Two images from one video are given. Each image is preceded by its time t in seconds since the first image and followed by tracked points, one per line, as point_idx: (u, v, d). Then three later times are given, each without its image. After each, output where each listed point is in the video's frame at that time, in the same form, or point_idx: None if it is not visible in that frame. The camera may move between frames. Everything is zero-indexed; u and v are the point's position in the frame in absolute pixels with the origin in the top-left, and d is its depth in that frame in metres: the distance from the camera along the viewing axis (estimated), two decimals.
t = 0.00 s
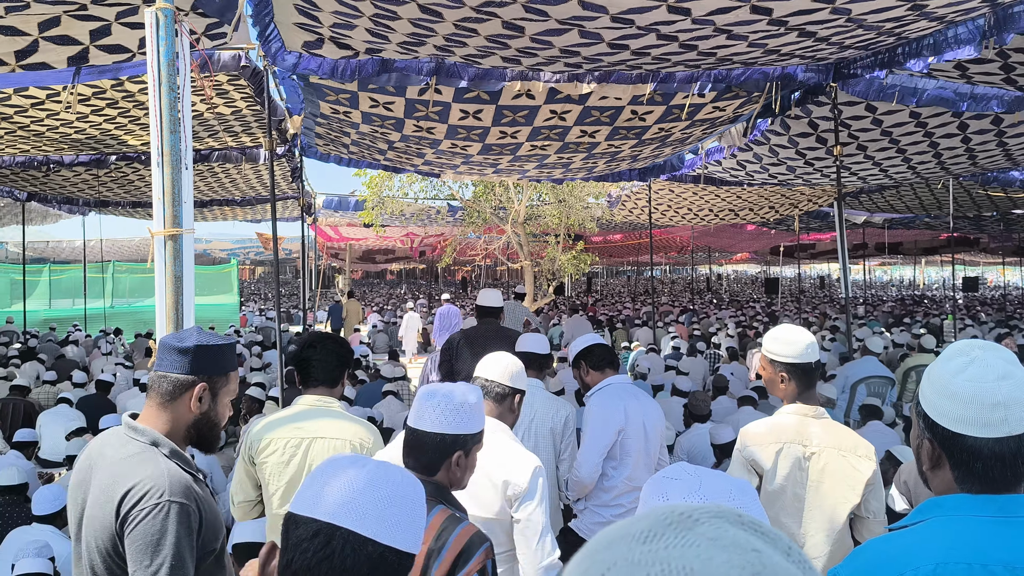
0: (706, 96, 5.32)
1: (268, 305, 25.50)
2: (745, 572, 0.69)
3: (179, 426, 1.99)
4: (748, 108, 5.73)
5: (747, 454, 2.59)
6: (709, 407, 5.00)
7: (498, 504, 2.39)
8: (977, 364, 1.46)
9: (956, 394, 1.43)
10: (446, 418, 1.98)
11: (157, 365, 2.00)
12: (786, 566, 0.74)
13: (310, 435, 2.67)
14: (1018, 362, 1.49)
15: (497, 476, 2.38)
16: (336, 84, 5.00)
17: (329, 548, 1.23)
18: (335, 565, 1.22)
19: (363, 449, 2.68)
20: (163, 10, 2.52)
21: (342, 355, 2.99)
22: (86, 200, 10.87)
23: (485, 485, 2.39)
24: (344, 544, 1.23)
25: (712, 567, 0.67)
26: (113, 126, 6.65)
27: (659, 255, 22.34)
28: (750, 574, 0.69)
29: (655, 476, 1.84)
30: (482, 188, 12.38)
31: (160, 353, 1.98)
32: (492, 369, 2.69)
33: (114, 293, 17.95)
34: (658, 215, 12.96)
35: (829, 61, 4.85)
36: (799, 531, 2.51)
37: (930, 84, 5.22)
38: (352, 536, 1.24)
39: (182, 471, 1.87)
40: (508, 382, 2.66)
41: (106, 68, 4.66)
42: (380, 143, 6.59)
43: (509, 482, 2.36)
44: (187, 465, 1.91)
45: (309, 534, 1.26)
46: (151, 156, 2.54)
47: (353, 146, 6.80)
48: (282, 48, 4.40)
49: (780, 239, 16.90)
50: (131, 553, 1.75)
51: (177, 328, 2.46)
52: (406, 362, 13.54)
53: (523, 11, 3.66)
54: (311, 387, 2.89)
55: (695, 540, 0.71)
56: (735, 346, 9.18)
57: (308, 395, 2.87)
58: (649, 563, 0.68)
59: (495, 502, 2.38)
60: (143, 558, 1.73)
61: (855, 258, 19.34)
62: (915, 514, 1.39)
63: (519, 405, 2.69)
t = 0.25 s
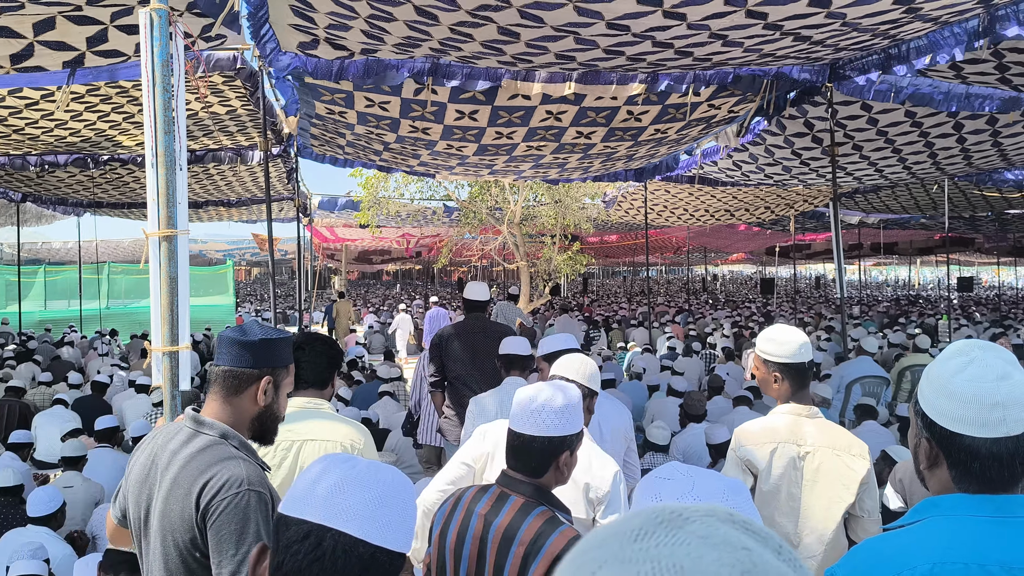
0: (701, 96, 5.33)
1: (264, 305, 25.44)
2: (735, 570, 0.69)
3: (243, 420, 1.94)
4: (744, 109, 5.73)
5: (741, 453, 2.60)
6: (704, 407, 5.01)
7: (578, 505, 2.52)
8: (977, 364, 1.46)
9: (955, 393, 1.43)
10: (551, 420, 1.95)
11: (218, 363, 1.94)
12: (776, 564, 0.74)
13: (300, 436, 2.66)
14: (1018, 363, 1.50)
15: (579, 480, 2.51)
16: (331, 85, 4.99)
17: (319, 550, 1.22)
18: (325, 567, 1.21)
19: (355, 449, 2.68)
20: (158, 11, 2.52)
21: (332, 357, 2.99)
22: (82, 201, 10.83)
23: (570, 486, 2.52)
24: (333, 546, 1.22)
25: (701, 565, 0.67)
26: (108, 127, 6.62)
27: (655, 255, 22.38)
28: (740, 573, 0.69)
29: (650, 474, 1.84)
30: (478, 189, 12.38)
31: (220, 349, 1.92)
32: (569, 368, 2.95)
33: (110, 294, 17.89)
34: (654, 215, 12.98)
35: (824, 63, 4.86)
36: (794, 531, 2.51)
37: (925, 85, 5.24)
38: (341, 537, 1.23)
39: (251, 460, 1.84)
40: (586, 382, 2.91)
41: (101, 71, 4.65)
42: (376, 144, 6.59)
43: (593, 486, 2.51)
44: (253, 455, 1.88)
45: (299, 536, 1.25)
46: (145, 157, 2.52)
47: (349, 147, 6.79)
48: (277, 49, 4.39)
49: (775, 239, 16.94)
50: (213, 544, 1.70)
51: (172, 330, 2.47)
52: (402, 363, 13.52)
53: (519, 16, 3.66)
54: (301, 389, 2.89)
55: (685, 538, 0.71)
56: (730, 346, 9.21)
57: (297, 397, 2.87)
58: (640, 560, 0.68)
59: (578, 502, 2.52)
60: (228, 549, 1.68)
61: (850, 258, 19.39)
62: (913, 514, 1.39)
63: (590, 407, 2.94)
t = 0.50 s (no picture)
0: (690, 98, 5.35)
1: (254, 307, 25.28)
2: (716, 566, 0.72)
3: (296, 422, 2.05)
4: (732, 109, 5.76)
5: (731, 454, 2.60)
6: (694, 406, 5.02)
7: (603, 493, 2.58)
8: (968, 365, 1.47)
9: (948, 393, 1.43)
10: (615, 407, 2.02)
11: (278, 366, 2.06)
12: (757, 561, 0.77)
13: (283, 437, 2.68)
14: (1010, 365, 1.51)
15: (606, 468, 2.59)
16: (321, 87, 4.97)
17: (300, 552, 1.21)
18: (306, 567, 1.19)
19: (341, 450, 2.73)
20: (144, 12, 2.48)
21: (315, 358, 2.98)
22: (69, 203, 10.71)
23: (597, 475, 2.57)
24: (315, 548, 1.21)
25: (681, 561, 0.71)
26: (96, 129, 6.55)
27: (645, 255, 22.43)
28: (720, 567, 0.73)
29: (641, 474, 1.84)
30: (468, 190, 12.37)
31: (282, 353, 2.04)
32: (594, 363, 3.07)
33: (99, 296, 17.71)
34: (644, 216, 13.01)
35: (811, 65, 4.89)
36: (783, 531, 2.51)
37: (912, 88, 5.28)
38: (322, 537, 1.23)
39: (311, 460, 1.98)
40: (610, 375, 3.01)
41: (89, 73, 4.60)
42: (365, 145, 6.58)
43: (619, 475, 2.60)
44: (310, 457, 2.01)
45: (281, 538, 1.24)
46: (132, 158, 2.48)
47: (339, 149, 6.77)
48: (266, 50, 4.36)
49: (764, 240, 17.02)
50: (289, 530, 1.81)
51: (160, 332, 2.43)
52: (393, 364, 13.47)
53: (507, 22, 3.66)
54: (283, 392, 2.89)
55: (667, 535, 0.76)
56: (720, 346, 9.23)
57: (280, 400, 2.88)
58: (622, 556, 0.73)
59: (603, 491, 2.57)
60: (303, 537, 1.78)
61: (839, 258, 19.50)
62: (904, 514, 1.39)
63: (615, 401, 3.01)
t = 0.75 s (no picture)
0: (659, 100, 5.39)
1: (221, 310, 24.82)
2: (681, 565, 0.72)
3: (327, 420, 2.30)
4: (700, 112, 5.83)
5: (699, 454, 2.63)
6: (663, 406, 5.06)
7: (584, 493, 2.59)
8: (935, 365, 1.48)
9: (916, 392, 1.45)
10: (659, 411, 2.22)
11: (310, 369, 2.31)
12: (722, 558, 0.77)
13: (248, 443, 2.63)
14: (976, 365, 1.52)
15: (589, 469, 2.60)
16: (288, 88, 4.89)
17: (264, 556, 1.19)
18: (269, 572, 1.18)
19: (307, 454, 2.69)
20: (107, 12, 2.38)
21: (283, 362, 2.91)
22: (26, 205, 10.38)
23: (577, 478, 2.58)
24: (279, 552, 1.19)
25: (646, 559, 0.71)
26: (54, 129, 6.35)
27: (615, 256, 22.60)
28: (685, 566, 0.73)
29: (612, 475, 1.84)
30: (438, 191, 12.32)
31: (315, 358, 2.31)
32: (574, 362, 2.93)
33: (59, 300, 17.21)
34: (613, 218, 13.10)
35: (776, 69, 4.98)
36: (750, 530, 2.54)
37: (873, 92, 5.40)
38: (286, 544, 1.20)
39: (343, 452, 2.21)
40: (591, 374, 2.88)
41: (48, 73, 4.47)
42: (333, 147, 6.51)
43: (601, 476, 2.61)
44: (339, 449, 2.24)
45: (243, 543, 1.21)
46: (93, 160, 2.40)
47: (308, 150, 6.68)
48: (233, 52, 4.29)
49: (731, 241, 17.28)
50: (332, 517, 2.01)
51: (123, 336, 2.35)
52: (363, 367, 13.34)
53: (476, 23, 3.65)
54: (250, 397, 2.83)
55: (633, 535, 0.75)
56: (689, 347, 9.34)
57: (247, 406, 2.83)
58: (589, 556, 0.72)
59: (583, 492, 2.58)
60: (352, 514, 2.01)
61: (804, 258, 19.89)
62: (872, 511, 1.41)
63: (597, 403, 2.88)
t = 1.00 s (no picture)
0: (609, 103, 5.45)
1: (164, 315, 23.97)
2: (635, 565, 0.72)
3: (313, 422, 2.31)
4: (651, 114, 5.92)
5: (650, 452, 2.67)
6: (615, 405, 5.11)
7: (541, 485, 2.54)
8: (881, 363, 1.52)
9: (861, 391, 1.49)
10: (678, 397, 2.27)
11: (300, 370, 2.36)
12: (677, 557, 0.77)
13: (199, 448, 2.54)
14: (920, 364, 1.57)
15: (545, 461, 2.56)
16: (236, 87, 4.76)
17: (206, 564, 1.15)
18: None
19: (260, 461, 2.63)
20: (47, 7, 2.27)
21: (233, 366, 2.83)
22: None
23: (533, 469, 2.54)
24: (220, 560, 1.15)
25: (601, 559, 0.71)
26: None
27: (567, 257, 22.77)
28: (640, 565, 0.73)
29: (570, 474, 1.84)
30: (390, 193, 12.18)
31: (308, 359, 2.36)
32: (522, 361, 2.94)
33: None
34: (565, 220, 13.20)
35: (724, 73, 5.10)
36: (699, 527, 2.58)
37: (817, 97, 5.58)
38: (232, 550, 1.22)
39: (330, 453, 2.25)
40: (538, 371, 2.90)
41: None
42: (282, 147, 6.37)
43: (556, 467, 2.56)
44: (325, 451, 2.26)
45: (189, 550, 1.24)
46: (32, 160, 2.28)
47: (256, 151, 6.50)
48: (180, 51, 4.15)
49: (680, 244, 17.62)
50: (319, 512, 2.02)
51: (65, 340, 2.23)
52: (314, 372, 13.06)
53: (427, 23, 3.61)
54: (200, 402, 2.73)
55: (588, 534, 0.75)
56: (641, 347, 9.46)
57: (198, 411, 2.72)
58: (544, 557, 0.72)
59: (539, 483, 2.53)
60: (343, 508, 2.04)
61: (751, 260, 20.43)
62: (820, 507, 1.44)
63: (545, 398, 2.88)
